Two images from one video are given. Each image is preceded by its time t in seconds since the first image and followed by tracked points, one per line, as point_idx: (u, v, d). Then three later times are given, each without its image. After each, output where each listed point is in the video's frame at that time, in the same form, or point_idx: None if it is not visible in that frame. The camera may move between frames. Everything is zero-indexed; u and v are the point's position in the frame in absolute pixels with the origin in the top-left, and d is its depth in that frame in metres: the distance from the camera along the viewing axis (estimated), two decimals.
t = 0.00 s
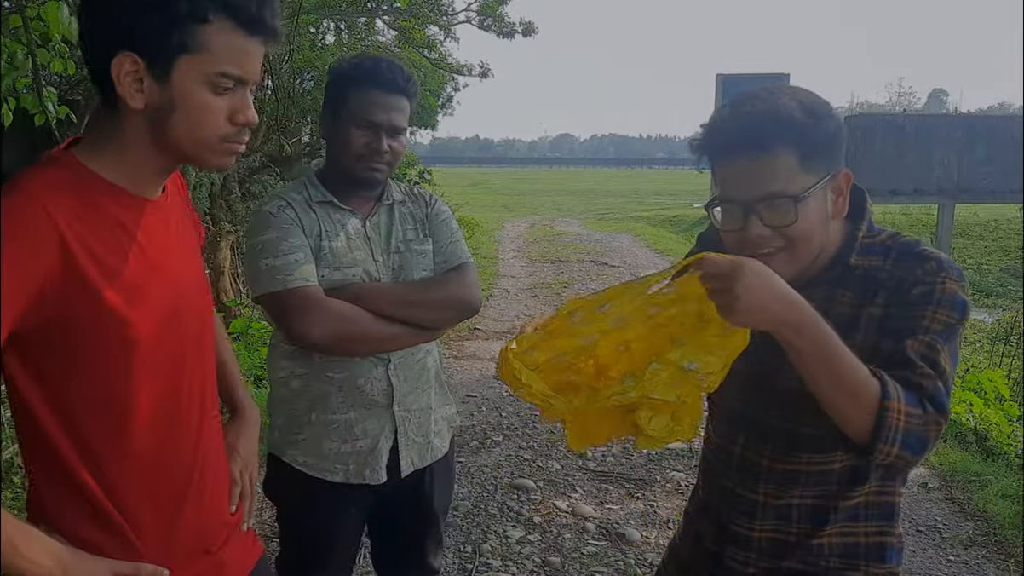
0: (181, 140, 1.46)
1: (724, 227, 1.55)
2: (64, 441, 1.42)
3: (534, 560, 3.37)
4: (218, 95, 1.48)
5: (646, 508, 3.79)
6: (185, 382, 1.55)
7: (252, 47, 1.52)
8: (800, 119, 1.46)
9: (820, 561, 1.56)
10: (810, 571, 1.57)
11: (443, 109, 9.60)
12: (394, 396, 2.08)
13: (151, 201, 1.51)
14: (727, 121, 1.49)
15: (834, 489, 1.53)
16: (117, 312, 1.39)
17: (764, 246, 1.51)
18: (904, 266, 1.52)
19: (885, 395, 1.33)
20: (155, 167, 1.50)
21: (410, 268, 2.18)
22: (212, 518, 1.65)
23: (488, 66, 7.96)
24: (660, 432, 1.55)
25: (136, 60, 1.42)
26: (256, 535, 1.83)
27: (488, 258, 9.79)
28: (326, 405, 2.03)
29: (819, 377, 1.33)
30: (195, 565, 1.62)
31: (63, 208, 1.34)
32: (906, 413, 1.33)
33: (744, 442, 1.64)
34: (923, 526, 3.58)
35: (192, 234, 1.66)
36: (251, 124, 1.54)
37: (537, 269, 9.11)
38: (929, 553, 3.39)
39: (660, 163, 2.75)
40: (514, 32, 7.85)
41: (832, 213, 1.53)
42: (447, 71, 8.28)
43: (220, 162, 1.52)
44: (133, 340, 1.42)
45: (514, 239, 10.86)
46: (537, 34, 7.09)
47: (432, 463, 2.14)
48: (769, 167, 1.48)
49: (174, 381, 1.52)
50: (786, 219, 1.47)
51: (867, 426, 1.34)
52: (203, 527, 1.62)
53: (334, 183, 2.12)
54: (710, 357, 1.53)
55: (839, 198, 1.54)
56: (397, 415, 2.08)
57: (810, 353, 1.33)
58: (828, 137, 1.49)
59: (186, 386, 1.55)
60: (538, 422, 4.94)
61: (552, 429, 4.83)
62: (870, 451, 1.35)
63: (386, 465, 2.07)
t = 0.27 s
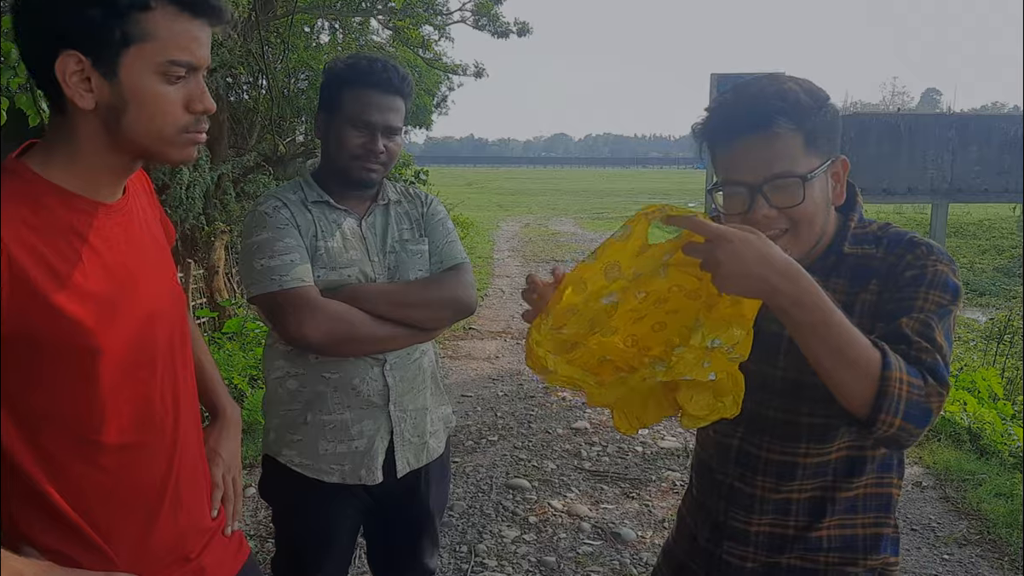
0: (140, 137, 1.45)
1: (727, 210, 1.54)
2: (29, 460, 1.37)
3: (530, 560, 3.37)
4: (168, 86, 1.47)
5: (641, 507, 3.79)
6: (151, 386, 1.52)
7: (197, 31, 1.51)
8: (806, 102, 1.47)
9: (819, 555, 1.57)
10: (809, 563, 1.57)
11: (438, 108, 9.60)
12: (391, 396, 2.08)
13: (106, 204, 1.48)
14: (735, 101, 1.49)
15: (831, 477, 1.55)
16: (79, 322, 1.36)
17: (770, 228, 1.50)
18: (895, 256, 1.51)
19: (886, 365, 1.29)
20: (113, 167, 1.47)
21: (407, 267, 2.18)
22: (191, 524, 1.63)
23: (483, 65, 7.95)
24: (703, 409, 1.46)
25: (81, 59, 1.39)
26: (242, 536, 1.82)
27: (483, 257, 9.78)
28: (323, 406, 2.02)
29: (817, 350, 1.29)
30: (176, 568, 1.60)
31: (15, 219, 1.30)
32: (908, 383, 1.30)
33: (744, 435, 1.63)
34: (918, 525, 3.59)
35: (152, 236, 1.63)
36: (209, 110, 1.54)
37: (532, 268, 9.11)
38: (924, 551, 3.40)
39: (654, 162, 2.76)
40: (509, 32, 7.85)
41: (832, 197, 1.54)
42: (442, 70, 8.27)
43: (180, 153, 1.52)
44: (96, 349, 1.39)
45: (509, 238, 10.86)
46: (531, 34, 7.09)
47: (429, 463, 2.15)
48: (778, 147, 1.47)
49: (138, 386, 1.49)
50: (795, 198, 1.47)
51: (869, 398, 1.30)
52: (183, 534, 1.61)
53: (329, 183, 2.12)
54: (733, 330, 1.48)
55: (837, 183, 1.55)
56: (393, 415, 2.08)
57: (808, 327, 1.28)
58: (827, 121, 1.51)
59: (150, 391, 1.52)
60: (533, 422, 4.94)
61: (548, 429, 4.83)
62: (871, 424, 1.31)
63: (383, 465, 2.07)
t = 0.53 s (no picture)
0: (131, 138, 1.42)
1: (725, 191, 1.54)
2: (9, 464, 1.38)
3: (525, 559, 3.37)
4: (149, 82, 1.41)
5: (637, 506, 3.79)
6: (139, 391, 1.51)
7: (173, 21, 1.44)
8: (807, 86, 1.46)
9: (812, 549, 1.57)
10: (802, 557, 1.58)
11: (432, 107, 9.58)
12: (386, 395, 2.07)
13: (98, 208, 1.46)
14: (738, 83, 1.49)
15: (824, 476, 1.54)
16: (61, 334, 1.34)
17: (763, 210, 1.50)
18: (892, 250, 1.51)
19: (873, 343, 1.31)
20: (101, 169, 1.44)
21: (402, 265, 2.17)
22: (179, 524, 1.63)
23: (478, 64, 7.95)
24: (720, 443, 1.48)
25: (58, 68, 1.32)
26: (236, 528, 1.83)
27: (478, 257, 9.77)
28: (318, 404, 2.02)
29: (810, 334, 1.29)
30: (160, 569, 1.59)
31: None
32: (896, 362, 1.31)
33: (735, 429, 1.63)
34: (913, 523, 3.59)
35: (151, 235, 1.60)
36: (196, 101, 1.50)
37: (527, 267, 9.11)
38: (918, 550, 3.40)
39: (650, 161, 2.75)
40: (503, 31, 7.85)
41: (829, 184, 1.54)
42: (437, 69, 8.25)
43: (173, 149, 1.48)
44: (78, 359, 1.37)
45: (504, 238, 10.85)
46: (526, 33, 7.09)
47: (425, 461, 2.14)
48: (776, 128, 1.47)
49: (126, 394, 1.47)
50: (791, 180, 1.47)
51: (858, 377, 1.31)
52: (169, 534, 1.60)
53: (324, 182, 2.11)
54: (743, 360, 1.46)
55: (836, 170, 1.54)
56: (389, 413, 2.07)
57: (803, 314, 1.29)
58: (831, 107, 1.50)
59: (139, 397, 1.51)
60: (529, 421, 4.94)
61: (543, 428, 4.83)
62: (860, 404, 1.32)
63: (378, 463, 2.07)
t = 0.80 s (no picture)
0: (195, 143, 1.46)
1: (705, 202, 1.57)
2: (38, 447, 1.42)
3: (523, 559, 3.37)
4: (216, 89, 1.46)
5: (634, 505, 3.80)
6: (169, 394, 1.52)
7: (237, 30, 1.47)
8: (783, 99, 1.47)
9: (809, 560, 1.57)
10: (799, 568, 1.57)
11: (429, 107, 9.59)
12: (383, 393, 2.07)
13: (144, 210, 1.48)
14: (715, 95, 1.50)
15: (822, 486, 1.54)
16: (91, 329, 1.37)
17: (738, 221, 1.52)
18: (890, 258, 1.51)
19: (860, 392, 1.37)
20: (163, 173, 1.48)
21: (399, 264, 2.17)
22: (196, 526, 1.62)
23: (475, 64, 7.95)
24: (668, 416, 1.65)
25: (132, 77, 1.37)
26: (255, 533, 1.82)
27: (475, 257, 9.77)
28: (315, 403, 2.02)
29: (797, 387, 1.37)
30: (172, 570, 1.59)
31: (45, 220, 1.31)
32: (885, 406, 1.36)
33: (732, 434, 1.64)
34: (909, 522, 3.60)
35: (201, 242, 1.63)
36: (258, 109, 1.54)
37: (523, 267, 9.11)
38: (914, 548, 3.41)
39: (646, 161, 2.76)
40: (499, 31, 7.86)
41: (812, 196, 1.55)
42: (433, 70, 8.26)
43: (235, 155, 1.52)
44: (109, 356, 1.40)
45: (501, 238, 10.86)
46: (522, 33, 7.10)
47: (422, 460, 2.14)
48: (749, 142, 1.49)
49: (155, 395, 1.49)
50: (761, 194, 1.49)
51: (849, 424, 1.37)
52: (186, 534, 1.60)
53: (321, 182, 2.11)
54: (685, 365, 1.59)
55: (821, 182, 1.55)
56: (386, 413, 2.07)
57: (787, 374, 1.37)
58: (812, 119, 1.50)
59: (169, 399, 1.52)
60: (525, 421, 4.94)
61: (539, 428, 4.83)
62: (854, 450, 1.38)
63: (375, 461, 2.07)
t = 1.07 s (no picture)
0: (282, 138, 1.46)
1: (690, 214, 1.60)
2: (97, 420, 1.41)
3: (519, 558, 3.38)
4: (304, 89, 1.48)
5: (631, 504, 3.81)
6: (225, 382, 1.50)
7: (327, 36, 1.50)
8: (756, 108, 1.49)
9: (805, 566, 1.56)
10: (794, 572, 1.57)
11: (426, 107, 9.61)
12: (379, 393, 2.07)
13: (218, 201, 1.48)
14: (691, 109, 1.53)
15: (818, 492, 1.54)
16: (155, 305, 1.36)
17: (719, 229, 1.54)
18: (882, 264, 1.52)
19: (831, 433, 1.36)
20: (243, 167, 1.49)
21: (395, 264, 2.18)
22: (235, 521, 1.58)
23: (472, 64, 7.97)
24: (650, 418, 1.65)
25: (230, 69, 1.42)
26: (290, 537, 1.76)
27: (471, 257, 9.78)
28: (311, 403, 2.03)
29: (767, 421, 1.37)
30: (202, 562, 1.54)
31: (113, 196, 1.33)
32: (856, 446, 1.36)
33: (728, 435, 1.65)
34: (905, 521, 3.61)
35: (268, 239, 1.62)
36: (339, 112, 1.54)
37: (520, 267, 9.12)
38: (910, 547, 3.42)
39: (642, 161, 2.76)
40: (496, 31, 7.87)
41: (798, 201, 1.55)
42: (430, 69, 8.27)
43: (312, 153, 1.52)
44: (173, 334, 1.39)
45: (498, 238, 10.87)
46: (518, 33, 7.10)
47: (418, 460, 2.14)
48: (726, 151, 1.52)
49: (213, 381, 1.47)
50: (740, 203, 1.51)
51: (822, 459, 1.38)
52: (224, 528, 1.56)
53: (317, 182, 2.12)
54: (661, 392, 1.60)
55: (807, 185, 1.55)
56: (381, 413, 2.07)
57: (754, 407, 1.36)
58: (790, 125, 1.51)
59: (226, 388, 1.50)
60: (522, 421, 4.95)
61: (536, 427, 4.84)
62: (827, 483, 1.39)
63: (371, 461, 2.07)
